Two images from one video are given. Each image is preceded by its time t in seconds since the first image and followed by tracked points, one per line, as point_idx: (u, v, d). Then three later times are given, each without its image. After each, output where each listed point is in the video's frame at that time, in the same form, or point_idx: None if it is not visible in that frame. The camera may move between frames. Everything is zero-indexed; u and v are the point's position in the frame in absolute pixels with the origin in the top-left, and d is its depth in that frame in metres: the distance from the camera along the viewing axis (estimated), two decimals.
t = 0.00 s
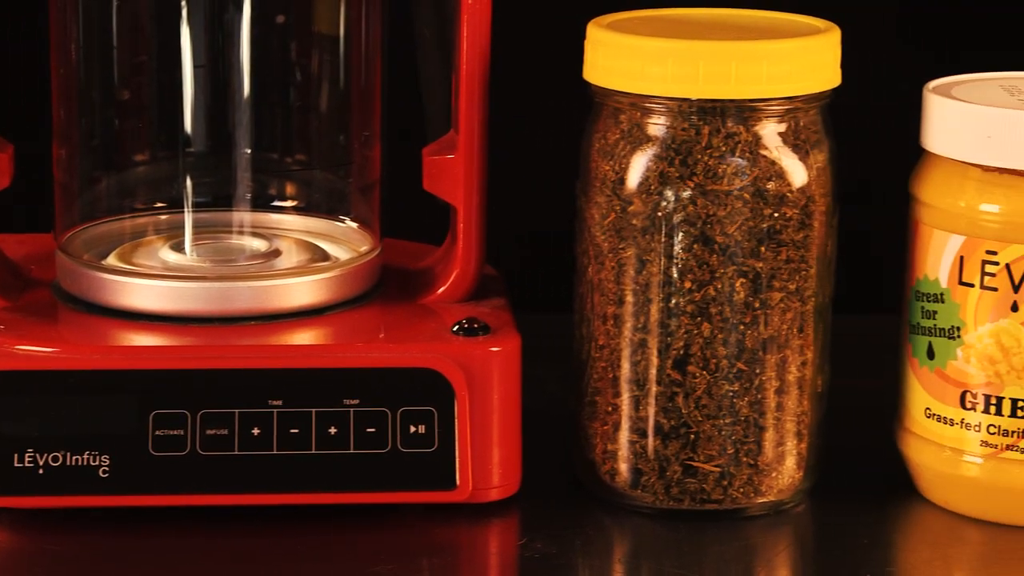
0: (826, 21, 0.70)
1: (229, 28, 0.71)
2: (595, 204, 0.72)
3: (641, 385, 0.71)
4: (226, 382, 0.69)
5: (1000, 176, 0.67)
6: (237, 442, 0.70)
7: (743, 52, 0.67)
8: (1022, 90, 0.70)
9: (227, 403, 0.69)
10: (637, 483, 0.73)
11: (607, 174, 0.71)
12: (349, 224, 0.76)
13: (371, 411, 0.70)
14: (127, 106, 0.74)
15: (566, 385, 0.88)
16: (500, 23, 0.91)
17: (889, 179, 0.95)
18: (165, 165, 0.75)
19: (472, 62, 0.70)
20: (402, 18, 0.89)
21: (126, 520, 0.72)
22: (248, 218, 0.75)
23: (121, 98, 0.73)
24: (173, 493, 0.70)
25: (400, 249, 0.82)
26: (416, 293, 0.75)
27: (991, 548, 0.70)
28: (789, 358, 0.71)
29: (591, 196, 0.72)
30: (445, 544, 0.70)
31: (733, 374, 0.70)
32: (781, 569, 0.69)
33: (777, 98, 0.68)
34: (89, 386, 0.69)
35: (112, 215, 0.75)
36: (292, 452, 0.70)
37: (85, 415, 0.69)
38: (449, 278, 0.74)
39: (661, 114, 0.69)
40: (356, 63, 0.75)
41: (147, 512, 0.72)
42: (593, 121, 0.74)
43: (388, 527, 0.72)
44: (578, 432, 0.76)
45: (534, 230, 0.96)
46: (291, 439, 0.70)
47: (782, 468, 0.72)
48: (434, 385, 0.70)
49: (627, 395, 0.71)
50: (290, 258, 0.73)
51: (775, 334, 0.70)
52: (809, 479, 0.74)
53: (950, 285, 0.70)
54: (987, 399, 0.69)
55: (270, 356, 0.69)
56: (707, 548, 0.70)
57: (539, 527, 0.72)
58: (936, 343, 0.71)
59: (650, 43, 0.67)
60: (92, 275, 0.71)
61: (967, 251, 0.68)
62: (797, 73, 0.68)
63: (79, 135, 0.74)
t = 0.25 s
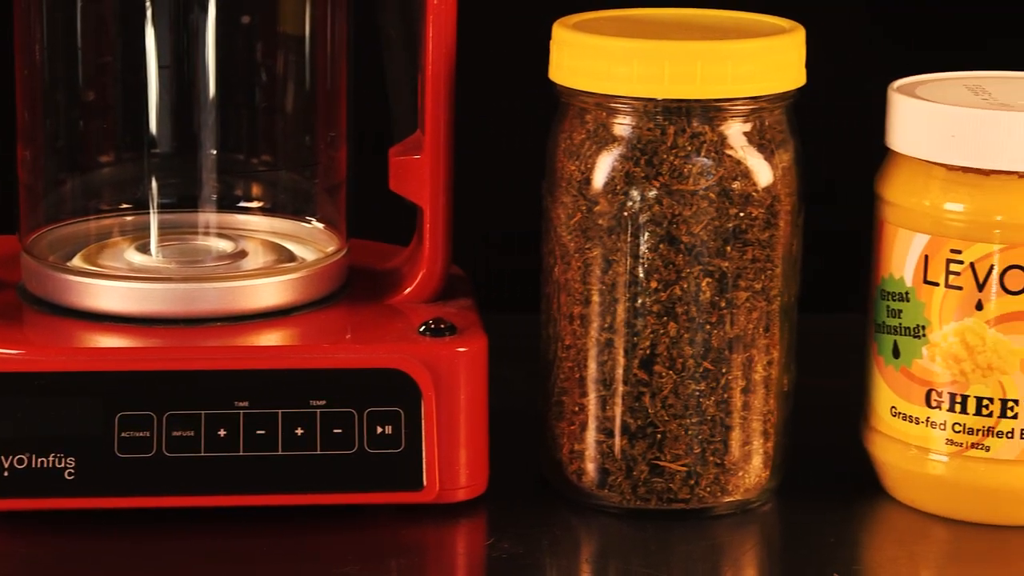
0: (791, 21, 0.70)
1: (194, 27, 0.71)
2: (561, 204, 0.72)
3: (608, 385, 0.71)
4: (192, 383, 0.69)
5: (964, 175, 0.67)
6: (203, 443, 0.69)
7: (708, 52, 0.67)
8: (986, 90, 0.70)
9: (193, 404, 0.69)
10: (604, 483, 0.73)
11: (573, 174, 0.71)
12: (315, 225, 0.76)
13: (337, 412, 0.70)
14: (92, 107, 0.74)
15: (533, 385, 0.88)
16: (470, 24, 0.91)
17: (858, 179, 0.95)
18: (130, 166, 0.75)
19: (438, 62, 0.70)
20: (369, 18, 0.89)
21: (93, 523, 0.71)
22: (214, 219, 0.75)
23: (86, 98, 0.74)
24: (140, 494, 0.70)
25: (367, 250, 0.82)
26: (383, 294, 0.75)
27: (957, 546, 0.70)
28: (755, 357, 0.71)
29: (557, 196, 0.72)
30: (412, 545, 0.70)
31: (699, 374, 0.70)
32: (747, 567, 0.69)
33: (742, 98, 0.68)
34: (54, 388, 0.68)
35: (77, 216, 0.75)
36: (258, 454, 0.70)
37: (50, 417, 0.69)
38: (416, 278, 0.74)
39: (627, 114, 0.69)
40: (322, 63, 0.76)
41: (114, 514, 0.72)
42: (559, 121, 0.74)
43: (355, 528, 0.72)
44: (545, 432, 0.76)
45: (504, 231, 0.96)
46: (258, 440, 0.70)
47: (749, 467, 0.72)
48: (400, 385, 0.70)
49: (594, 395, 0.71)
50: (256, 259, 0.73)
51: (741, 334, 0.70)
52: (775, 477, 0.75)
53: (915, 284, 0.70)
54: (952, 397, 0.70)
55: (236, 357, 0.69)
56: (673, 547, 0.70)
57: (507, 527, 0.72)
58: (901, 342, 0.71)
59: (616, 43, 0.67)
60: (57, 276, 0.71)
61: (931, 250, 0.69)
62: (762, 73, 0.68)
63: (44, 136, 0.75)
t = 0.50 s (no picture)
0: (765, 22, 0.71)
1: (167, 29, 0.72)
2: (536, 206, 0.72)
3: (583, 386, 0.71)
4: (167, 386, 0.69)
5: (938, 175, 0.68)
6: (178, 445, 0.69)
7: (683, 53, 0.67)
8: (958, 90, 0.71)
9: (168, 407, 0.69)
10: (580, 484, 0.73)
11: (548, 175, 0.71)
12: (289, 226, 0.77)
13: (313, 414, 0.70)
14: (65, 109, 0.74)
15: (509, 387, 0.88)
16: (447, 25, 0.91)
17: (835, 180, 0.96)
18: (105, 168, 0.75)
19: (413, 64, 0.69)
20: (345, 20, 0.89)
21: (67, 526, 0.71)
22: (188, 221, 0.75)
23: (60, 100, 0.74)
24: (114, 497, 0.69)
25: (343, 251, 0.82)
26: (358, 297, 0.75)
27: (932, 545, 0.70)
28: (730, 358, 0.71)
29: (532, 198, 0.72)
30: (388, 547, 0.70)
31: (674, 374, 0.70)
32: (723, 567, 0.69)
33: (716, 98, 0.68)
34: (28, 390, 0.68)
35: (50, 219, 0.75)
36: (233, 456, 0.70)
37: (25, 420, 0.68)
38: (391, 279, 0.74)
39: (601, 115, 0.69)
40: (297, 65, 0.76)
41: (89, 517, 0.72)
42: (533, 122, 0.74)
43: (331, 530, 0.72)
44: (521, 433, 0.76)
45: (480, 233, 0.96)
46: (233, 442, 0.69)
47: (724, 467, 0.72)
48: (376, 387, 0.70)
49: (569, 396, 0.72)
50: (230, 260, 0.73)
51: (716, 334, 0.70)
52: (750, 478, 0.75)
53: (889, 284, 0.70)
54: (927, 397, 0.70)
55: (211, 359, 0.69)
56: (650, 547, 0.70)
57: (483, 528, 0.72)
58: (876, 342, 0.71)
59: (590, 45, 0.67)
60: (32, 279, 0.71)
61: (905, 250, 0.69)
62: (737, 74, 0.68)
63: (18, 139, 0.75)
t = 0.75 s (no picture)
0: (743, 24, 0.71)
1: (143, 32, 0.72)
2: (513, 208, 0.72)
3: (561, 388, 0.71)
4: (144, 389, 0.69)
5: (914, 177, 0.68)
6: (155, 449, 0.69)
7: (661, 55, 0.67)
8: (935, 92, 0.71)
9: (145, 410, 0.69)
10: (558, 486, 0.73)
11: (525, 178, 0.71)
12: (267, 229, 0.77)
13: (291, 417, 0.70)
14: (42, 112, 0.74)
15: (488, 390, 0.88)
16: (426, 27, 0.91)
17: (814, 181, 0.96)
18: (82, 171, 0.75)
19: (390, 66, 0.69)
20: (323, 22, 0.89)
21: (45, 530, 0.71)
22: (165, 224, 0.76)
23: (37, 103, 0.74)
24: (92, 501, 0.69)
25: (321, 254, 0.83)
26: (335, 300, 0.75)
27: (910, 546, 0.71)
28: (708, 360, 0.71)
29: (510, 200, 0.72)
30: (366, 549, 0.70)
31: (652, 376, 0.70)
32: (702, 568, 0.69)
33: (693, 100, 0.68)
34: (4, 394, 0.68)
35: (27, 222, 0.74)
36: (211, 459, 0.70)
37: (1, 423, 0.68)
38: (369, 282, 0.74)
39: (579, 118, 0.69)
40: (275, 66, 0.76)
41: (66, 522, 0.72)
42: (511, 125, 0.74)
43: (309, 534, 0.71)
44: (500, 436, 0.76)
45: (459, 235, 0.96)
46: (210, 445, 0.69)
47: (702, 469, 0.73)
48: (354, 390, 0.70)
49: (547, 398, 0.72)
50: (208, 263, 0.73)
51: (694, 336, 0.70)
52: (728, 480, 0.75)
53: (866, 286, 0.70)
54: (904, 399, 0.70)
55: (188, 362, 0.69)
56: (628, 549, 0.70)
57: (461, 530, 0.72)
58: (853, 344, 0.71)
59: (567, 47, 0.67)
60: (9, 282, 0.71)
61: (882, 252, 0.69)
62: (715, 76, 0.68)
63: None
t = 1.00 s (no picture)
0: (717, 25, 0.71)
1: (117, 31, 0.72)
2: (488, 208, 0.72)
3: (536, 388, 0.71)
4: (118, 390, 0.68)
5: (888, 176, 0.68)
6: (129, 450, 0.69)
7: (635, 55, 0.67)
8: (908, 92, 0.71)
9: (119, 411, 0.69)
10: (533, 486, 0.73)
11: (500, 178, 0.71)
12: (242, 230, 0.77)
13: (265, 418, 0.69)
14: (13, 113, 0.73)
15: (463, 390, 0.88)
16: (404, 28, 0.91)
17: (791, 181, 0.96)
18: (55, 171, 0.75)
19: (365, 67, 0.69)
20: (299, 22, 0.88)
21: (18, 532, 0.71)
22: (140, 225, 0.76)
23: (9, 104, 0.73)
24: (66, 502, 0.69)
25: (297, 254, 0.83)
26: (311, 300, 0.75)
27: (884, 545, 0.71)
28: (683, 360, 0.71)
29: (484, 201, 0.72)
30: (341, 550, 0.70)
31: (627, 376, 0.70)
32: (676, 568, 0.69)
33: (668, 101, 0.68)
34: None
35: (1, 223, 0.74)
36: (186, 461, 0.69)
37: None
38: (343, 283, 0.74)
39: (553, 118, 0.69)
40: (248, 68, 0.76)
41: (40, 524, 0.72)
42: (486, 125, 0.73)
43: (284, 534, 0.71)
44: (475, 436, 0.76)
45: (438, 236, 0.95)
46: (185, 446, 0.69)
47: (677, 469, 0.73)
48: (328, 391, 0.70)
49: (522, 398, 0.72)
50: (182, 264, 0.73)
51: (668, 336, 0.70)
52: (703, 479, 0.75)
53: (840, 285, 0.70)
54: (878, 398, 0.70)
55: (163, 363, 0.68)
56: (603, 549, 0.71)
57: (436, 531, 0.72)
58: (827, 343, 0.71)
59: (541, 46, 0.67)
60: None
61: (856, 251, 0.69)
62: (689, 77, 0.68)
63: None
